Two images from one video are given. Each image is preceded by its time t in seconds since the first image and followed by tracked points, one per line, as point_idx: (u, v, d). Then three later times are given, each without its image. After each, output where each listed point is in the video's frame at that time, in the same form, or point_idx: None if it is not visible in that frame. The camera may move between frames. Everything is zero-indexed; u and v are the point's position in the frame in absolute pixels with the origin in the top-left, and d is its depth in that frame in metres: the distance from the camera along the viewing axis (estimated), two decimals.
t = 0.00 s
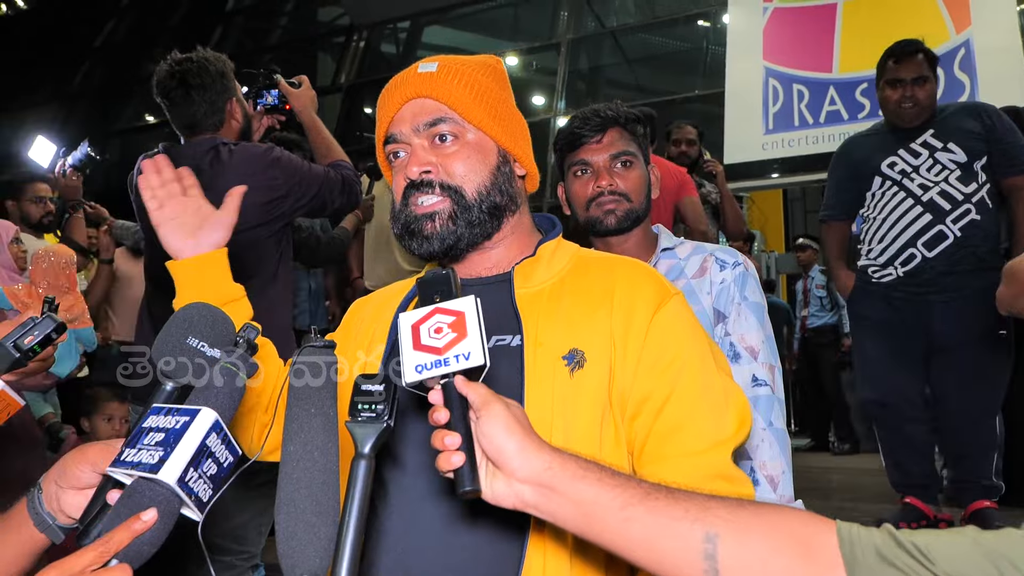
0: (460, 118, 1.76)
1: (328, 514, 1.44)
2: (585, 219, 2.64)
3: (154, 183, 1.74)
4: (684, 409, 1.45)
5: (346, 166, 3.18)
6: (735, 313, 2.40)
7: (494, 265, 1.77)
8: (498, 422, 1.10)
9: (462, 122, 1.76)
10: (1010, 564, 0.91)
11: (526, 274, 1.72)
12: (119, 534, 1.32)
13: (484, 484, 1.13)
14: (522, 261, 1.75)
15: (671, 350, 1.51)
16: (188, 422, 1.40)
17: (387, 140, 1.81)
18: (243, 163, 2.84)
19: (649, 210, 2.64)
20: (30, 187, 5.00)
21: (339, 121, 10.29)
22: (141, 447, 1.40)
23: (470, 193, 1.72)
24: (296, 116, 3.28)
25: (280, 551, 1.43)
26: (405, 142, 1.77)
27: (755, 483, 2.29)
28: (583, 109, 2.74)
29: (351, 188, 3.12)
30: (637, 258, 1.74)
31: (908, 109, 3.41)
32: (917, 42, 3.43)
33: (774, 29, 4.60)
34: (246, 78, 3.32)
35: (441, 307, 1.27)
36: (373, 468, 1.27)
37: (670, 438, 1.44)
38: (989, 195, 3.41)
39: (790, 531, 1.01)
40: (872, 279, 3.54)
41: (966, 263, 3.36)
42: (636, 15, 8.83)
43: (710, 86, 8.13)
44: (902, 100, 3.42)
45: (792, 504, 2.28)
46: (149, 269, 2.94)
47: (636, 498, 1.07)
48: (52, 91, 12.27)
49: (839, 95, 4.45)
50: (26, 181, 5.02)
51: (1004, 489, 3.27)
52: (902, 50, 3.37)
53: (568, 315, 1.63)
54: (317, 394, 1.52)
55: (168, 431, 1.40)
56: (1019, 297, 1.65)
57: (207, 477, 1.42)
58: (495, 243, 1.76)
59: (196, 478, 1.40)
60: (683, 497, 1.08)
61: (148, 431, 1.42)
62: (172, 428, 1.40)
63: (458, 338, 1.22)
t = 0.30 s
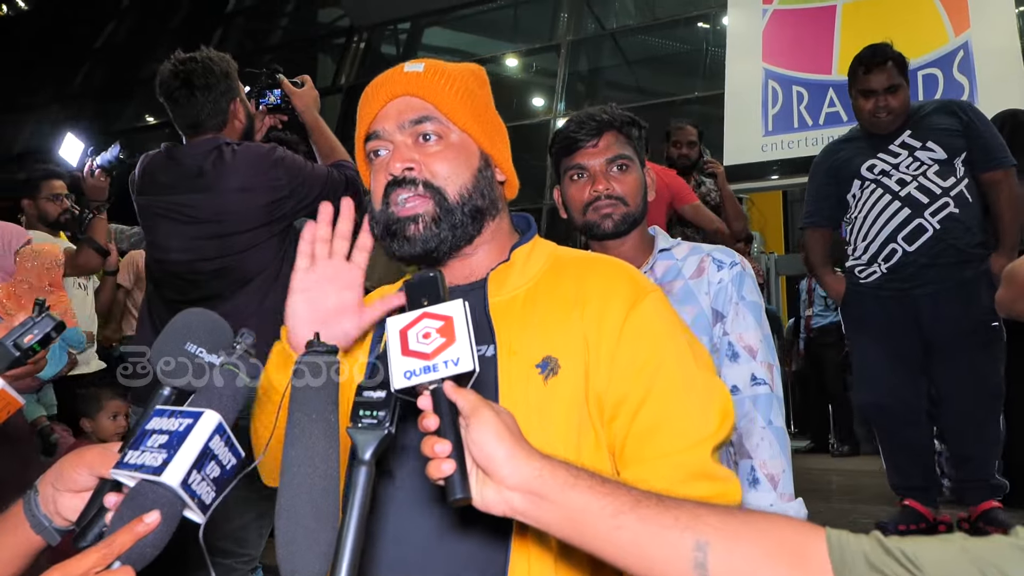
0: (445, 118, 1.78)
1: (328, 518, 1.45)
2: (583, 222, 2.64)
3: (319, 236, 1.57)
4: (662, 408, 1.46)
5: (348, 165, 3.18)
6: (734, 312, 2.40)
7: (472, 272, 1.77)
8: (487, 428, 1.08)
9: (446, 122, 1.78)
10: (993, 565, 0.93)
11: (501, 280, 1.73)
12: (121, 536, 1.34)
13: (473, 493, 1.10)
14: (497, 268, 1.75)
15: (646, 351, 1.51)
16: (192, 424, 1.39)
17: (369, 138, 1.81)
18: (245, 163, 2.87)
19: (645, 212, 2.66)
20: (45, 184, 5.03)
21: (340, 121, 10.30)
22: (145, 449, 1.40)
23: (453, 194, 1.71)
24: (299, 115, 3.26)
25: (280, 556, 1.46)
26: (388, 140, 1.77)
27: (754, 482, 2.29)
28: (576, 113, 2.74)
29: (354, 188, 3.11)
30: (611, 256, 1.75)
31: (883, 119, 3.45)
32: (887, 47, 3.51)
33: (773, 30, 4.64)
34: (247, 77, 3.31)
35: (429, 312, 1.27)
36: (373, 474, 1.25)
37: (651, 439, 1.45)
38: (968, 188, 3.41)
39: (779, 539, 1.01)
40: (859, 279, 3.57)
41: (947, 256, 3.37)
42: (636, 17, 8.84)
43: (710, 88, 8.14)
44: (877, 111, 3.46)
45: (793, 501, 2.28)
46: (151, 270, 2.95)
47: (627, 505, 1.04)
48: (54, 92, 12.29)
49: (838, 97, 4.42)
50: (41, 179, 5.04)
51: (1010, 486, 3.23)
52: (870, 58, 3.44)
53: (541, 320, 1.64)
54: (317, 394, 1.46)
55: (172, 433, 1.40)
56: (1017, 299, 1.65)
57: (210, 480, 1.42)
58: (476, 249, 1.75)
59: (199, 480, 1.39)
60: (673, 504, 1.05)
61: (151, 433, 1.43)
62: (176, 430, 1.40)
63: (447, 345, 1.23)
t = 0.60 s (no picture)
0: (450, 110, 1.79)
1: (330, 531, 1.39)
2: (580, 228, 2.63)
3: (309, 301, 1.60)
4: (659, 412, 1.46)
5: (349, 171, 3.19)
6: (732, 312, 2.41)
7: (463, 270, 1.77)
8: (492, 423, 1.07)
9: (450, 115, 1.78)
10: (990, 566, 0.92)
11: (492, 284, 1.72)
12: (128, 544, 1.35)
13: (479, 487, 1.11)
14: (491, 270, 1.75)
15: (640, 354, 1.52)
16: (198, 431, 1.40)
17: (375, 126, 1.83)
18: (246, 168, 2.87)
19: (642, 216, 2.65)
20: (71, 191, 5.01)
21: (339, 125, 10.33)
22: (152, 457, 1.42)
23: (449, 186, 1.71)
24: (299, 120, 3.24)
25: (279, 564, 1.37)
26: (391, 128, 1.79)
27: (756, 479, 2.29)
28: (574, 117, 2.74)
29: (356, 193, 3.13)
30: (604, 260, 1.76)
31: (875, 119, 3.46)
32: (881, 52, 3.56)
33: (772, 33, 4.68)
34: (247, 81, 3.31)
35: (436, 304, 1.27)
36: (376, 486, 1.24)
37: (647, 441, 1.45)
38: (962, 193, 3.36)
39: (780, 542, 0.99)
40: (849, 281, 3.56)
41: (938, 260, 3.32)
42: (636, 21, 8.87)
43: (710, 92, 8.15)
44: (869, 111, 3.48)
45: (793, 497, 2.29)
46: (152, 274, 2.96)
47: (632, 504, 1.04)
48: (53, 99, 12.31)
49: (836, 100, 4.40)
50: (66, 187, 5.04)
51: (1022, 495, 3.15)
52: (864, 59, 3.48)
53: (534, 323, 1.63)
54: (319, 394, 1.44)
55: (178, 441, 1.41)
56: (1016, 301, 1.65)
57: (217, 487, 1.44)
58: (468, 246, 1.75)
59: (205, 488, 1.41)
60: (677, 504, 1.05)
61: (158, 440, 1.44)
62: (182, 438, 1.41)
63: (452, 337, 1.23)
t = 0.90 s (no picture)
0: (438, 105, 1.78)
1: (327, 535, 1.38)
2: (587, 225, 2.63)
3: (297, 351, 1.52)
4: (670, 410, 1.48)
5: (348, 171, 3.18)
6: (744, 301, 2.41)
7: (458, 265, 1.77)
8: (486, 423, 1.08)
9: (439, 109, 1.77)
10: (989, 565, 0.91)
11: (494, 282, 1.72)
12: (132, 549, 1.35)
13: (472, 487, 1.11)
14: (490, 269, 1.75)
15: (648, 352, 1.53)
16: (202, 438, 1.40)
17: (368, 121, 1.83)
18: (244, 169, 2.86)
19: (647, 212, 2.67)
20: (83, 188, 5.01)
21: (337, 126, 10.33)
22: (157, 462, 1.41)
23: (433, 181, 1.71)
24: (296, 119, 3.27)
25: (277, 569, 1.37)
26: (381, 122, 1.79)
27: (779, 464, 2.29)
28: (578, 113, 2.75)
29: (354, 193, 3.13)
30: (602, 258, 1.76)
31: (882, 124, 3.47)
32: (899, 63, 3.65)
33: (771, 31, 4.70)
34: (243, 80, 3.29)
35: (430, 305, 1.28)
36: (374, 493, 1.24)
37: (660, 438, 1.47)
38: (965, 207, 3.30)
39: (777, 542, 0.99)
40: (844, 292, 3.53)
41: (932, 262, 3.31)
42: (633, 20, 8.89)
43: (708, 91, 8.14)
44: (877, 115, 3.49)
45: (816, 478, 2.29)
46: (148, 275, 2.96)
47: (625, 503, 1.03)
48: (50, 100, 12.32)
49: (834, 99, 4.38)
50: (79, 185, 5.03)
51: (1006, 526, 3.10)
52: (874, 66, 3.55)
53: (537, 321, 1.62)
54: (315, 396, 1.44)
55: (183, 447, 1.40)
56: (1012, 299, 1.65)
57: (221, 492, 1.44)
58: (460, 243, 1.75)
59: (209, 493, 1.41)
60: (671, 503, 1.04)
61: (163, 445, 1.43)
62: (187, 444, 1.40)
63: (446, 337, 1.23)
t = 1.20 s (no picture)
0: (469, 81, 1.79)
1: (327, 531, 1.38)
2: (637, 209, 2.38)
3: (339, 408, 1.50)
4: (648, 390, 1.46)
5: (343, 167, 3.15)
6: (794, 300, 2.22)
7: (467, 243, 1.75)
8: (481, 415, 1.06)
9: (471, 86, 1.78)
10: (998, 563, 0.91)
11: (494, 261, 1.71)
12: (133, 544, 1.35)
13: (469, 480, 1.10)
14: (491, 248, 1.73)
15: (631, 332, 1.53)
16: (201, 434, 1.40)
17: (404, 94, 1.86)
18: (241, 164, 2.86)
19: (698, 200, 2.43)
20: (92, 179, 5.00)
21: (334, 121, 10.33)
22: (155, 458, 1.41)
23: (452, 147, 1.70)
24: (294, 115, 3.26)
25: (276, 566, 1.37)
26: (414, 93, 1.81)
27: (815, 468, 2.13)
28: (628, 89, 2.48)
29: (353, 188, 3.13)
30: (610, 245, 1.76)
31: (926, 130, 3.19)
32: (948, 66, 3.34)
33: (768, 27, 4.69)
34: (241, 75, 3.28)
35: (425, 294, 1.27)
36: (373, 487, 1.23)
37: (633, 416, 1.45)
38: (999, 237, 3.04)
39: (780, 537, 0.99)
40: (855, 312, 3.31)
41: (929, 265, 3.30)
42: (631, 16, 8.87)
43: (705, 86, 8.13)
44: (922, 119, 3.22)
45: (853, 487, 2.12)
46: (145, 271, 2.95)
47: (626, 498, 1.03)
48: (46, 96, 12.31)
49: (831, 94, 4.38)
50: (88, 175, 5.02)
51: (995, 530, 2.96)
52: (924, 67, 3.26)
53: (529, 299, 1.63)
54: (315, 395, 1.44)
55: (181, 443, 1.40)
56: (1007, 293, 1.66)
57: (219, 488, 1.44)
58: (472, 219, 1.74)
59: (208, 488, 1.41)
60: (671, 497, 1.04)
61: (161, 441, 1.43)
62: (185, 440, 1.40)
63: (443, 328, 1.23)
